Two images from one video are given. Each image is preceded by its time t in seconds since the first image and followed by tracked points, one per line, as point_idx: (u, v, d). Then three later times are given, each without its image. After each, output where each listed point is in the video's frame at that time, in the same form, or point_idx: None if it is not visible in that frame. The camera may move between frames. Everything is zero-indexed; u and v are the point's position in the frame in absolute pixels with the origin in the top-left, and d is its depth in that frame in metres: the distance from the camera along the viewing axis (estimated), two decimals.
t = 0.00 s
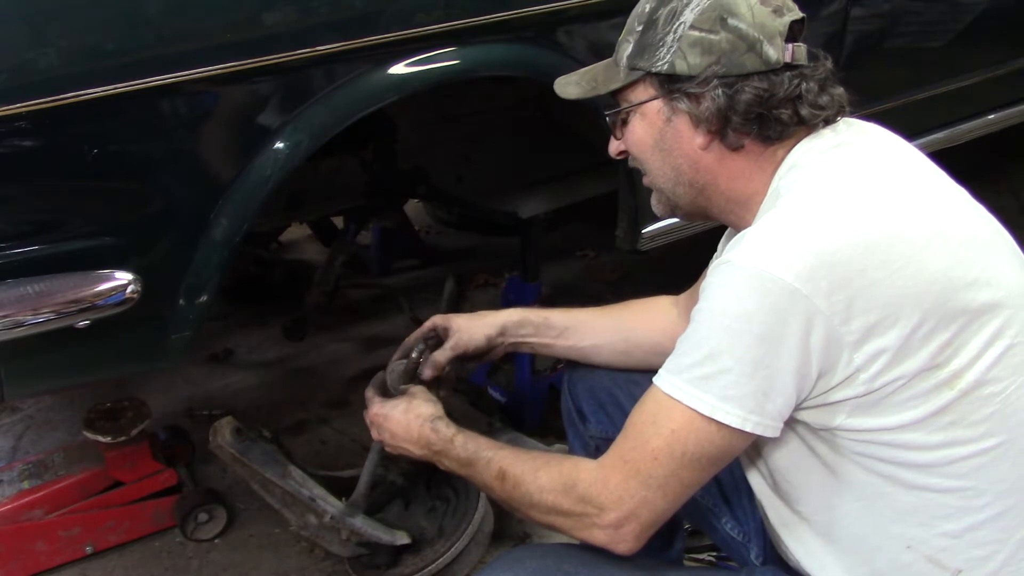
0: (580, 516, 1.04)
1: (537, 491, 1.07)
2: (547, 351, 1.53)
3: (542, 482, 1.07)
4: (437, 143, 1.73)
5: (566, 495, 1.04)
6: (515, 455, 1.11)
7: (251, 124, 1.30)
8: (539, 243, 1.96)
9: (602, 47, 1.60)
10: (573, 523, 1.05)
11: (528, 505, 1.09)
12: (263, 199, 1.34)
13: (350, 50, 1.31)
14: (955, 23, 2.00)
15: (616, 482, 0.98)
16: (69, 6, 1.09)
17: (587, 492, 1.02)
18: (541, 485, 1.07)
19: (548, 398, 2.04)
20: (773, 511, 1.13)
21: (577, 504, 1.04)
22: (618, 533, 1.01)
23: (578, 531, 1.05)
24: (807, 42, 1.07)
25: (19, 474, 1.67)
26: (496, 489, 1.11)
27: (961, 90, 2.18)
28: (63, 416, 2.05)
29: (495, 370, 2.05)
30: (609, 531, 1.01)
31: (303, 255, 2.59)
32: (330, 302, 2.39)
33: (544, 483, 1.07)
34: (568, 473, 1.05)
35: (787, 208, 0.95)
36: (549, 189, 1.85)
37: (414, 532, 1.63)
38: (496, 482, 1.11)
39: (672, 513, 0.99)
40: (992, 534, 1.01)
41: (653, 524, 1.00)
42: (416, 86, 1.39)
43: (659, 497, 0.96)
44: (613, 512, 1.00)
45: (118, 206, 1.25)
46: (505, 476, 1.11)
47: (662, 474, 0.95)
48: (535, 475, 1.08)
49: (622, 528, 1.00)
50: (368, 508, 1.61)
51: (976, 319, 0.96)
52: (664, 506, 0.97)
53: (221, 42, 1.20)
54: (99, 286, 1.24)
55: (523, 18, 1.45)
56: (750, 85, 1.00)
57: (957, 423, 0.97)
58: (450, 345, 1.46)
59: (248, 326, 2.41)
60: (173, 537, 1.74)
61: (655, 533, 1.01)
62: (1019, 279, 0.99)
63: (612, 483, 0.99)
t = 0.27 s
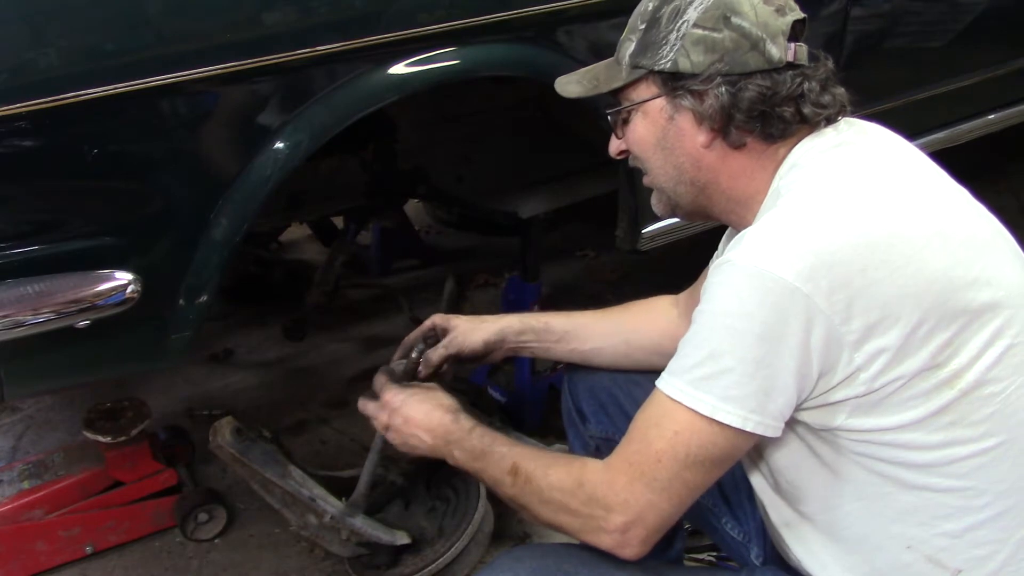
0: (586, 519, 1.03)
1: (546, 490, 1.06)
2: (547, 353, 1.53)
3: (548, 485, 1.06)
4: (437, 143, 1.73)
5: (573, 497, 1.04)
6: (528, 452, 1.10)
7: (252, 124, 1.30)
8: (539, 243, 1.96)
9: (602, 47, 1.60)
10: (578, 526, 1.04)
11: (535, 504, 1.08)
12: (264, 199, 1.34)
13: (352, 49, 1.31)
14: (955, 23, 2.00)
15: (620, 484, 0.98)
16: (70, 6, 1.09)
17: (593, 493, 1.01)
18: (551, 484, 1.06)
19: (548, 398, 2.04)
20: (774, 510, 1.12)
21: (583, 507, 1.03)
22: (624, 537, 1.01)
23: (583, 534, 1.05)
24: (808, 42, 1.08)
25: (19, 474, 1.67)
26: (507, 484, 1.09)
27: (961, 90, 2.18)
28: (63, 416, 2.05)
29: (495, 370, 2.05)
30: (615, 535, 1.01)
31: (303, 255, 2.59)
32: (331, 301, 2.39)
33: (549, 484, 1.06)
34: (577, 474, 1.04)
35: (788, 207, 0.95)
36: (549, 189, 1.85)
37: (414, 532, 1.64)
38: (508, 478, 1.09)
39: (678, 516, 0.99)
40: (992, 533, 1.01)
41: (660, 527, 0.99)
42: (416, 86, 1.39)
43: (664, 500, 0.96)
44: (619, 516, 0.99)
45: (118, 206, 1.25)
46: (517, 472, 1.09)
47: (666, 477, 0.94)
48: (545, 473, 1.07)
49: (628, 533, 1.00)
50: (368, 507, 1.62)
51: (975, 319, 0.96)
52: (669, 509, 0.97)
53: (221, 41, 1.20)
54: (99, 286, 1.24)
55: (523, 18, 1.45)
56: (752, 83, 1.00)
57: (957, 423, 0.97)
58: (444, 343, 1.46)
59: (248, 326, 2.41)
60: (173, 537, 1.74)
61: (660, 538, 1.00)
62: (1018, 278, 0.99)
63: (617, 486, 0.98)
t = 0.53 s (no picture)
0: (598, 526, 1.03)
1: (558, 493, 1.06)
2: (547, 353, 1.53)
3: (559, 490, 1.06)
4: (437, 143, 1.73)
5: (586, 501, 1.03)
6: (542, 452, 1.10)
7: (252, 124, 1.30)
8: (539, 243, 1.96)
9: (602, 47, 1.60)
10: (590, 532, 1.04)
11: (546, 507, 1.08)
12: (264, 199, 1.34)
13: (352, 49, 1.31)
14: (955, 23, 2.00)
15: (631, 490, 0.98)
16: (70, 6, 1.09)
17: (603, 498, 1.01)
18: (564, 487, 1.06)
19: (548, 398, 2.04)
20: (774, 509, 1.12)
21: (596, 512, 1.03)
22: (637, 543, 1.00)
23: (596, 540, 1.04)
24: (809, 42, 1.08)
25: (19, 474, 1.67)
26: (519, 481, 1.09)
27: (961, 90, 2.18)
28: (63, 416, 2.05)
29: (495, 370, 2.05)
30: (628, 543, 1.01)
31: (303, 255, 2.59)
32: (331, 301, 2.39)
33: (561, 489, 1.06)
34: (590, 477, 1.04)
35: (789, 206, 0.95)
36: (549, 189, 1.85)
37: (414, 532, 1.64)
38: (520, 475, 1.09)
39: (689, 521, 0.99)
40: (992, 532, 1.01)
41: (672, 533, 0.99)
42: (416, 86, 1.39)
43: (675, 505, 0.96)
44: (631, 522, 0.99)
45: (119, 206, 1.25)
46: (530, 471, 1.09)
47: (677, 482, 0.94)
48: (559, 476, 1.07)
49: (640, 540, 1.00)
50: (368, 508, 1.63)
51: (975, 318, 0.96)
52: (681, 515, 0.96)
53: (222, 41, 1.20)
54: (99, 286, 1.24)
55: (523, 18, 1.45)
56: (755, 81, 1.00)
57: (957, 422, 0.97)
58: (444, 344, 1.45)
59: (248, 326, 2.41)
60: (173, 537, 1.74)
61: (672, 545, 1.00)
62: (1018, 277, 0.99)
63: (628, 492, 0.98)
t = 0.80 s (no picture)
0: (601, 524, 1.03)
1: (560, 491, 1.06)
2: (547, 352, 1.53)
3: (562, 488, 1.06)
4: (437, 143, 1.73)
5: (588, 500, 1.03)
6: (544, 449, 1.10)
7: (252, 124, 1.30)
8: (539, 243, 1.97)
9: (602, 47, 1.60)
10: (591, 531, 1.04)
11: (547, 505, 1.07)
12: (264, 198, 1.34)
13: (352, 49, 1.31)
14: (955, 23, 2.00)
15: (633, 489, 0.98)
16: (70, 6, 1.09)
17: (606, 497, 1.01)
18: (566, 485, 1.06)
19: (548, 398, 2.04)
20: (773, 509, 1.13)
21: (599, 510, 1.03)
22: (639, 543, 1.00)
23: (598, 539, 1.04)
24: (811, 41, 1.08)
25: (19, 474, 1.67)
26: (522, 478, 1.09)
27: (961, 90, 2.18)
28: (63, 416, 2.05)
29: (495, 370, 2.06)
30: (630, 541, 1.01)
31: (303, 255, 2.59)
32: (331, 301, 2.39)
33: (564, 488, 1.06)
34: (592, 475, 1.04)
35: (789, 205, 0.95)
36: (550, 189, 1.85)
37: (414, 532, 1.64)
38: (522, 473, 1.09)
39: (691, 520, 0.99)
40: (992, 531, 1.01)
41: (674, 532, 0.99)
42: (416, 86, 1.39)
43: (677, 504, 0.96)
44: (634, 522, 0.99)
45: (119, 206, 1.25)
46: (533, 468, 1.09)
47: (679, 481, 0.94)
48: (561, 474, 1.07)
49: (642, 539, 1.00)
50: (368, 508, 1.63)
51: (976, 316, 0.96)
52: (684, 514, 0.96)
53: (222, 41, 1.20)
54: (99, 286, 1.24)
55: (523, 18, 1.45)
56: (757, 80, 1.00)
57: (957, 420, 0.97)
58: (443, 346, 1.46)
59: (248, 326, 2.41)
60: (173, 537, 1.74)
61: (674, 544, 1.00)
62: (1019, 276, 0.99)
63: (630, 491, 0.98)
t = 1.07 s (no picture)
0: (599, 521, 1.03)
1: (559, 488, 1.06)
2: (547, 352, 1.53)
3: (559, 485, 1.06)
4: (437, 143, 1.73)
5: (586, 497, 1.03)
6: (543, 447, 1.10)
7: (252, 123, 1.30)
8: (539, 243, 1.97)
9: (602, 47, 1.60)
10: (588, 528, 1.04)
11: (545, 503, 1.07)
12: (264, 199, 1.34)
13: (353, 49, 1.31)
14: (955, 23, 2.00)
15: (631, 486, 0.98)
16: (70, 6, 1.09)
17: (603, 494, 1.01)
18: (564, 483, 1.05)
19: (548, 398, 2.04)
20: (773, 509, 1.12)
21: (596, 507, 1.03)
22: (636, 540, 1.00)
23: (595, 536, 1.04)
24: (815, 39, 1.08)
25: (19, 474, 1.67)
26: (517, 476, 1.09)
27: (961, 90, 2.18)
28: (63, 416, 2.05)
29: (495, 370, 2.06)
30: (628, 539, 1.01)
31: (303, 255, 2.59)
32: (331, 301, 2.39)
33: (562, 486, 1.06)
34: (590, 473, 1.04)
35: (796, 205, 0.95)
36: (550, 189, 1.85)
37: (414, 532, 1.64)
38: (518, 470, 1.09)
39: (690, 519, 0.99)
40: (996, 532, 1.01)
41: (672, 530, 0.99)
42: (416, 86, 1.39)
43: (676, 502, 0.96)
44: (631, 520, 0.99)
45: (119, 207, 1.25)
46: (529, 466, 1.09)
47: (678, 479, 0.94)
48: (559, 471, 1.07)
49: (640, 536, 1.00)
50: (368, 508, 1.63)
51: (982, 317, 0.96)
52: (682, 511, 0.96)
53: (222, 41, 1.20)
54: (99, 286, 1.24)
55: (523, 18, 1.45)
56: (762, 79, 1.00)
57: (963, 421, 0.97)
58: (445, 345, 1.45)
59: (248, 326, 2.41)
60: (173, 537, 1.74)
61: (671, 542, 1.00)
62: None
63: (629, 488, 0.98)
